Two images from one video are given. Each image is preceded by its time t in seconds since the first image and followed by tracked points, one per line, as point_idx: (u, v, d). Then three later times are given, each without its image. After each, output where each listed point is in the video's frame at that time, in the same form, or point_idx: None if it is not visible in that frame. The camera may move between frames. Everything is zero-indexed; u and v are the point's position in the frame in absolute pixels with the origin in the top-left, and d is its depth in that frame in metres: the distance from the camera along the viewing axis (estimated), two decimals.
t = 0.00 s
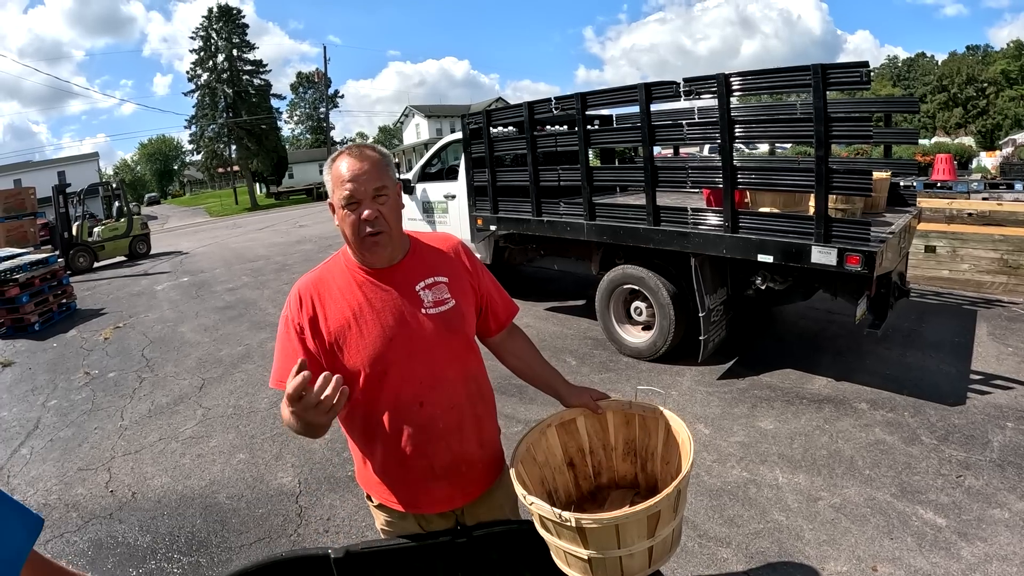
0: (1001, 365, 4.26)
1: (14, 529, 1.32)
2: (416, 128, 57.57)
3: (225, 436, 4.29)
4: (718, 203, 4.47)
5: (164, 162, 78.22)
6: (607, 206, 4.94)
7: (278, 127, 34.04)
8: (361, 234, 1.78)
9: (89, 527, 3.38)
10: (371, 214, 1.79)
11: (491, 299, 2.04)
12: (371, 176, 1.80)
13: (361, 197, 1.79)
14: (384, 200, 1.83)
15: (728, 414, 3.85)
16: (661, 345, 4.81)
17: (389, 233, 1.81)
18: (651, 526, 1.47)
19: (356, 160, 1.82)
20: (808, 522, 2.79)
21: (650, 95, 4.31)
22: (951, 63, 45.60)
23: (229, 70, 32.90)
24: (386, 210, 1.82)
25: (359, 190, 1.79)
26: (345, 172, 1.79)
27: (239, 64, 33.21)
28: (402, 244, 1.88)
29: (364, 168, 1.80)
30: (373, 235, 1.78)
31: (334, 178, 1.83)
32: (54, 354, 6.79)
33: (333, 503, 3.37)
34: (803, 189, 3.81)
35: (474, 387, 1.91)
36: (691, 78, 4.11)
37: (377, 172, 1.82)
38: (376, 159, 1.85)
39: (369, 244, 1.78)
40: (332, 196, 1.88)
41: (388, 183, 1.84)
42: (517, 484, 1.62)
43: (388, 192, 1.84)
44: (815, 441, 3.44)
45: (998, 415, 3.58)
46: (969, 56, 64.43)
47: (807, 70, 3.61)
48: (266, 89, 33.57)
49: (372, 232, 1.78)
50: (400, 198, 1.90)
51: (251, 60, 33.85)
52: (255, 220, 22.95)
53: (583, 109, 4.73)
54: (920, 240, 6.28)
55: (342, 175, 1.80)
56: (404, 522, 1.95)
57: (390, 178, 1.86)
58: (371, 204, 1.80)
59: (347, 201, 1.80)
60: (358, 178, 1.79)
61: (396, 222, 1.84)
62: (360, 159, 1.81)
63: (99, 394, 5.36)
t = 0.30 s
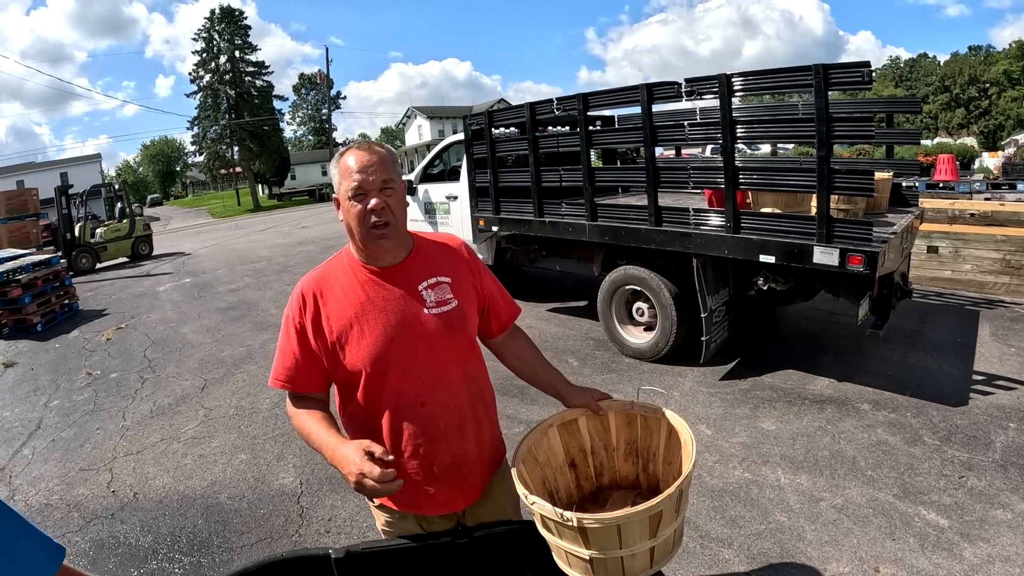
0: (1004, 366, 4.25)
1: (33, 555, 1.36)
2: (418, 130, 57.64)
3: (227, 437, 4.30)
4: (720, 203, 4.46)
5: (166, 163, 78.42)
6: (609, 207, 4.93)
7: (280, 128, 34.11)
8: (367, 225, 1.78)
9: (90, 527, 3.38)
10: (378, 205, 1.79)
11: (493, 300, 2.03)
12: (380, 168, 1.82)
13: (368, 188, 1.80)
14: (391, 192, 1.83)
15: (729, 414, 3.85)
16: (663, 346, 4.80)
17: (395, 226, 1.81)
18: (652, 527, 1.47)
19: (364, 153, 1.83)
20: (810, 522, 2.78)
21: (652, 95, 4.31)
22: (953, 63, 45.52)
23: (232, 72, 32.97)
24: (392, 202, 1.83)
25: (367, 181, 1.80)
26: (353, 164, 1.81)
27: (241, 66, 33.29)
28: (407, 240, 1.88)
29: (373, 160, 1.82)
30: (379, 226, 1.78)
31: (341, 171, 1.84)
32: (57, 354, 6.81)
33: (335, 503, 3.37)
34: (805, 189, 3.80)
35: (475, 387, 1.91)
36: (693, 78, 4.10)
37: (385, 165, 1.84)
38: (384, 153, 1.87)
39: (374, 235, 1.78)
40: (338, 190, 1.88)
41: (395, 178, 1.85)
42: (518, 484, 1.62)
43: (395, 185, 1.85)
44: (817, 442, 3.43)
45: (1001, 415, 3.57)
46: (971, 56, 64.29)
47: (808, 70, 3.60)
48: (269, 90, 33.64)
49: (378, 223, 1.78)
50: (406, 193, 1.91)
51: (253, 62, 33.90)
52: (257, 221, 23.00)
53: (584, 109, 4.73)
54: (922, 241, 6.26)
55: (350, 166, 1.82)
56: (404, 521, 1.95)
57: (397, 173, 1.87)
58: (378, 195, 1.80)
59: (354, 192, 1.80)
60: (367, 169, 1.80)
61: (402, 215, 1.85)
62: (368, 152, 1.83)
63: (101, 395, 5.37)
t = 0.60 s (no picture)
0: (1007, 367, 4.25)
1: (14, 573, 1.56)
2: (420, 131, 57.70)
3: (229, 437, 4.31)
4: (722, 204, 4.46)
5: (169, 164, 78.61)
6: (611, 208, 4.93)
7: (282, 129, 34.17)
8: (386, 225, 1.77)
9: (92, 527, 3.39)
10: (396, 205, 1.79)
11: (500, 299, 2.04)
12: (399, 170, 1.82)
13: (388, 188, 1.79)
14: (407, 193, 1.83)
15: (732, 415, 3.85)
16: (666, 346, 4.80)
17: (411, 227, 1.81)
18: (655, 526, 1.47)
19: (380, 153, 1.82)
20: (812, 523, 2.78)
21: (655, 96, 4.31)
22: (956, 64, 45.45)
23: (235, 73, 33.03)
24: (408, 203, 1.83)
25: (387, 181, 1.79)
26: (371, 164, 1.79)
27: (244, 67, 33.37)
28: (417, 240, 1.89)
29: (390, 160, 1.81)
30: (396, 227, 1.78)
31: (357, 169, 1.82)
32: (59, 355, 6.82)
33: (337, 504, 3.37)
34: (807, 190, 3.81)
35: (481, 386, 1.91)
36: (695, 80, 4.11)
37: (401, 165, 1.84)
38: (399, 154, 1.87)
39: (391, 235, 1.77)
40: (350, 188, 1.86)
41: (410, 181, 1.86)
42: (521, 484, 1.62)
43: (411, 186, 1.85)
44: (820, 443, 3.43)
45: (1004, 416, 3.56)
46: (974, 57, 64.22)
47: (811, 70, 3.60)
48: (271, 91, 33.71)
49: (397, 224, 1.78)
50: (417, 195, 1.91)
51: (255, 63, 33.96)
52: (259, 222, 23.05)
53: (587, 111, 4.74)
54: (925, 242, 6.26)
55: (367, 165, 1.80)
56: (409, 520, 1.96)
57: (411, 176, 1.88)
58: (397, 196, 1.80)
59: (373, 191, 1.78)
60: (387, 169, 1.79)
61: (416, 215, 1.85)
62: (386, 152, 1.82)
63: (104, 395, 5.38)
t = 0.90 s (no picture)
0: (1009, 368, 4.24)
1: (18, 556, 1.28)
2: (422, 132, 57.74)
3: (232, 438, 4.32)
4: (724, 205, 4.47)
5: (171, 166, 78.78)
6: (614, 209, 4.94)
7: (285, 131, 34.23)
8: (404, 232, 1.77)
9: (95, 527, 3.41)
10: (414, 211, 1.78)
11: (510, 295, 2.05)
12: (415, 176, 1.81)
13: (405, 195, 1.78)
14: (423, 198, 1.82)
15: (734, 416, 3.85)
16: (668, 347, 4.80)
17: (428, 234, 1.81)
18: (655, 526, 1.48)
19: (396, 157, 1.80)
20: (814, 525, 2.78)
21: (657, 97, 4.32)
22: (958, 65, 45.37)
23: (238, 74, 33.07)
24: (425, 208, 1.82)
25: (404, 189, 1.77)
26: (387, 169, 1.77)
27: (247, 68, 33.45)
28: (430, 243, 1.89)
29: (406, 166, 1.79)
30: (414, 234, 1.78)
31: (373, 174, 1.80)
32: (62, 355, 6.84)
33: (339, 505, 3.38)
34: (809, 191, 3.81)
35: (493, 382, 1.93)
36: (697, 81, 4.12)
37: (416, 171, 1.82)
38: (414, 158, 1.85)
39: (408, 243, 1.77)
40: (365, 191, 1.84)
41: (426, 186, 1.85)
42: (523, 484, 1.63)
43: (427, 191, 1.84)
44: (822, 444, 3.43)
45: (1006, 417, 3.56)
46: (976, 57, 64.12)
47: (813, 71, 3.60)
48: (274, 93, 33.76)
49: (415, 231, 1.78)
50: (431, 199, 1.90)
51: (258, 65, 34.03)
52: (262, 224, 23.08)
53: (589, 112, 4.75)
54: (927, 243, 6.25)
55: (384, 170, 1.78)
56: (422, 515, 1.96)
57: (426, 180, 1.87)
58: (414, 203, 1.79)
59: (390, 198, 1.77)
60: (403, 176, 1.78)
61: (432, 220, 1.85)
62: (401, 157, 1.80)
63: (106, 396, 5.40)
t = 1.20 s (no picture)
0: (1012, 368, 4.24)
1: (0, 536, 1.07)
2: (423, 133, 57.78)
3: (234, 439, 4.32)
4: (726, 206, 4.48)
5: (173, 167, 78.92)
6: (616, 210, 4.94)
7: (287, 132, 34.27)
8: (451, 227, 1.79)
9: (97, 527, 3.42)
10: (463, 207, 1.80)
11: (545, 296, 2.08)
12: (465, 172, 1.82)
13: (455, 191, 1.79)
14: (472, 195, 1.84)
15: (736, 417, 3.85)
16: (670, 348, 4.80)
17: (475, 229, 1.83)
18: (666, 513, 1.50)
19: (447, 153, 1.82)
20: (816, 525, 2.78)
21: (659, 98, 4.32)
22: (960, 65, 45.32)
23: (240, 75, 32.97)
24: (474, 205, 1.83)
25: (454, 184, 1.79)
26: (439, 164, 1.79)
27: (249, 70, 33.50)
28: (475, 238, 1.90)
29: (457, 162, 1.81)
30: (462, 228, 1.80)
31: (423, 169, 1.82)
32: (64, 356, 6.86)
33: (341, 506, 3.38)
34: (810, 191, 3.81)
35: (528, 378, 1.94)
36: (698, 82, 4.12)
37: (467, 168, 1.84)
38: (465, 155, 1.86)
39: (456, 238, 1.80)
40: (415, 185, 1.86)
41: (474, 182, 1.86)
42: (537, 466, 1.63)
43: (476, 188, 1.86)
44: (824, 445, 3.43)
45: (1009, 418, 3.56)
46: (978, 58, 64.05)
47: (815, 72, 3.59)
48: (276, 94, 33.80)
49: (463, 226, 1.80)
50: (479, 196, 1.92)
51: (260, 66, 34.09)
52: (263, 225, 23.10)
53: (591, 113, 4.75)
54: (929, 244, 6.25)
55: (435, 165, 1.80)
56: (447, 509, 1.96)
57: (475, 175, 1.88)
58: (463, 199, 1.81)
59: (440, 192, 1.79)
60: (454, 172, 1.79)
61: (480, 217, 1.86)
62: (452, 153, 1.82)
63: (108, 397, 5.41)
